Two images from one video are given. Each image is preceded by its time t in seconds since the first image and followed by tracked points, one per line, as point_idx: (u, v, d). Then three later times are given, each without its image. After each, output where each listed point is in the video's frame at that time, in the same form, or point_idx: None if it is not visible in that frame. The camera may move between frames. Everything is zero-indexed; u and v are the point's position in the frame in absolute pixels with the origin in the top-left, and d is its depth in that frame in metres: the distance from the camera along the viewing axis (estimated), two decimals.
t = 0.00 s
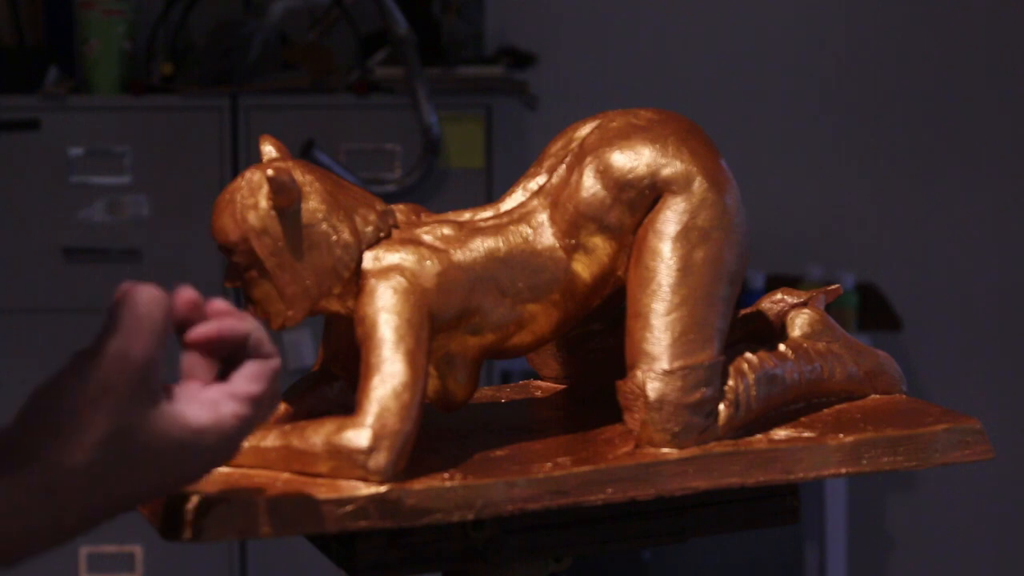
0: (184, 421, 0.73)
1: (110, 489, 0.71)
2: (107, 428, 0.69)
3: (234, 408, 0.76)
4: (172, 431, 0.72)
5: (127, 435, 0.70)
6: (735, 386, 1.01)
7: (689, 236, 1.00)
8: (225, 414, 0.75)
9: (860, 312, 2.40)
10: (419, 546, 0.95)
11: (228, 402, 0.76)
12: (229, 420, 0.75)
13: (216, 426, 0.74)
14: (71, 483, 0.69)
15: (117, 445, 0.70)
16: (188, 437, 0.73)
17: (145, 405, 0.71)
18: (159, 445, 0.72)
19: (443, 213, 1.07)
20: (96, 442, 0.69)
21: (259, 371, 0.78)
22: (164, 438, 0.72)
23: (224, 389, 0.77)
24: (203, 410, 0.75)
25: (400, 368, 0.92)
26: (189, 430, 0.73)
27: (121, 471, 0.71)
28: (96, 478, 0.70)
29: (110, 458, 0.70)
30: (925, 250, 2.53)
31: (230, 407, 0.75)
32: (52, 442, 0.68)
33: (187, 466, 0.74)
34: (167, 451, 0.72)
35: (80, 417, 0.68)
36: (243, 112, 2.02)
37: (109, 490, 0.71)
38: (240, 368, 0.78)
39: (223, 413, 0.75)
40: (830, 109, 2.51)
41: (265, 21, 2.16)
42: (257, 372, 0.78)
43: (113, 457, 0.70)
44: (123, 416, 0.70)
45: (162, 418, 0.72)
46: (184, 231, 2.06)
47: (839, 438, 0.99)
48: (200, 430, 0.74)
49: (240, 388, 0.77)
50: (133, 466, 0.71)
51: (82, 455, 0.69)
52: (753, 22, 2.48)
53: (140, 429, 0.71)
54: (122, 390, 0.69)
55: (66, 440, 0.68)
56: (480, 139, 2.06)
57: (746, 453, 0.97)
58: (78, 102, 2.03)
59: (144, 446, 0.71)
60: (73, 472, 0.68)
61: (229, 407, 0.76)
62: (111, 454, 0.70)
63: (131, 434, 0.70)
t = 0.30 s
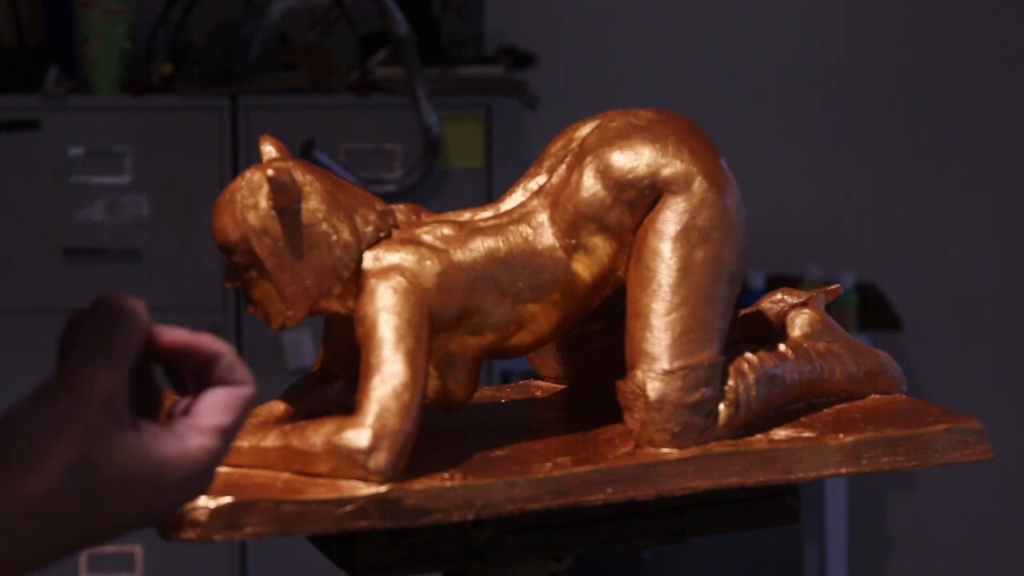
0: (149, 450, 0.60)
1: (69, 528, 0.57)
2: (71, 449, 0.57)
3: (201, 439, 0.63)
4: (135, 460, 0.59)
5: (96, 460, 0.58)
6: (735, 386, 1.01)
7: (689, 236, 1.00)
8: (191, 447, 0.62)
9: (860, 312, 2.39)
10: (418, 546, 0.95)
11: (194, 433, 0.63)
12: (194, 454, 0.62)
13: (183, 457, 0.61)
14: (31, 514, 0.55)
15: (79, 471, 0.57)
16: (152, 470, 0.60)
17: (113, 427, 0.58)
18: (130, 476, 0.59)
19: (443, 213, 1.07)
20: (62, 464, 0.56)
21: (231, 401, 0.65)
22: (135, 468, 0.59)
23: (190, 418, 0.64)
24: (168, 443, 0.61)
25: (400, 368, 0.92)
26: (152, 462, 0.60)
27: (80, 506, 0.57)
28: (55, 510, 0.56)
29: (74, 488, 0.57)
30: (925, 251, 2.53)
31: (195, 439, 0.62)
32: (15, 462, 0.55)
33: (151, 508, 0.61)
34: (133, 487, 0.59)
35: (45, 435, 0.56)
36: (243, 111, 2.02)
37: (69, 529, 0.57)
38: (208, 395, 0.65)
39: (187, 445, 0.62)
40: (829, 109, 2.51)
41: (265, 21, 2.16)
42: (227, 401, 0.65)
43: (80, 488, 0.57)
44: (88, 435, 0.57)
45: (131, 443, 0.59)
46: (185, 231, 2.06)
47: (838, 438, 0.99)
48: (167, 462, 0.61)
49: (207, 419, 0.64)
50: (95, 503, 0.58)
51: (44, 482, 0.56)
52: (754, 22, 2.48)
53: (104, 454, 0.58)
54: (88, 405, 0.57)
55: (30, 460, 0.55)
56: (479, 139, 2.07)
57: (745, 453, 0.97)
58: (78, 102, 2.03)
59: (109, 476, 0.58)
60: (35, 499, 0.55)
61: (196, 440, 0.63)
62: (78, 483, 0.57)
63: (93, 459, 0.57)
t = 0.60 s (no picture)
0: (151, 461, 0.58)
1: (79, 536, 0.56)
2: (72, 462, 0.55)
3: (203, 448, 0.61)
4: (137, 473, 0.57)
5: (99, 472, 0.56)
6: (735, 386, 1.01)
7: (689, 236, 1.00)
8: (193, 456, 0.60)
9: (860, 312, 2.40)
10: (418, 546, 0.95)
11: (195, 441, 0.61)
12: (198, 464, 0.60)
13: (188, 467, 0.59)
14: (33, 530, 0.54)
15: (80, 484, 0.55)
16: (156, 482, 0.58)
17: (114, 438, 0.57)
18: (133, 487, 0.57)
19: (443, 213, 1.07)
20: (65, 478, 0.55)
21: (226, 403, 0.63)
22: (137, 479, 0.57)
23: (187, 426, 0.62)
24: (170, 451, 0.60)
25: (400, 368, 0.92)
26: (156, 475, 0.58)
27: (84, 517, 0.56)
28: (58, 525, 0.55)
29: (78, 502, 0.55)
30: (925, 251, 2.53)
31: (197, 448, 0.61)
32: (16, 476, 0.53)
33: (156, 519, 0.59)
34: (138, 497, 0.58)
35: (43, 447, 0.55)
36: (243, 111, 2.02)
37: (75, 542, 0.56)
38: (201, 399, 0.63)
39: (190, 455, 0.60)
40: (829, 109, 2.50)
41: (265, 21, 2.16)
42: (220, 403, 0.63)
43: (85, 500, 0.56)
44: (89, 446, 0.56)
45: (133, 453, 0.57)
46: (184, 231, 2.06)
47: (838, 438, 0.99)
48: (171, 472, 0.59)
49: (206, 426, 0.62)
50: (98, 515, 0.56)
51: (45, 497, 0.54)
52: (754, 22, 2.48)
53: (106, 467, 0.56)
54: (87, 415, 0.56)
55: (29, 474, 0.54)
56: (479, 139, 2.07)
57: (745, 453, 0.97)
58: (77, 102, 2.03)
59: (112, 488, 0.57)
60: (36, 515, 0.54)
61: (196, 448, 0.61)
62: (81, 496, 0.55)
63: (93, 472, 0.56)
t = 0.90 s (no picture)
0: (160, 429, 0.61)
1: (88, 515, 0.58)
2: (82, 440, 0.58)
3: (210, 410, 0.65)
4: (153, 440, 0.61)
5: (104, 452, 0.58)
6: (735, 386, 1.01)
7: (689, 236, 1.00)
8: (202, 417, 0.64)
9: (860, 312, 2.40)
10: (418, 546, 0.95)
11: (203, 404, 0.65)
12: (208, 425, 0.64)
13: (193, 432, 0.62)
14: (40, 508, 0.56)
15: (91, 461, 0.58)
16: (171, 449, 0.61)
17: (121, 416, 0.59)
18: (141, 462, 0.60)
19: (443, 213, 1.07)
20: (70, 460, 0.57)
21: (222, 364, 0.66)
22: (144, 455, 0.60)
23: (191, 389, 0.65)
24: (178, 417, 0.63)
25: (400, 368, 0.92)
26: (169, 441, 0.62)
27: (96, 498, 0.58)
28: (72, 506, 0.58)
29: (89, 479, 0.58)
30: (925, 251, 2.53)
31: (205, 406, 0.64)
32: (23, 465, 0.56)
33: (165, 488, 0.62)
34: (145, 469, 0.60)
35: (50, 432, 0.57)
36: (243, 111, 2.02)
37: (83, 522, 0.58)
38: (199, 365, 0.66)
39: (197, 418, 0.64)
40: (829, 109, 2.51)
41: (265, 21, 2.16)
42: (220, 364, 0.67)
43: (91, 476, 0.58)
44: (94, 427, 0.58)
45: (139, 426, 0.60)
46: (185, 231, 2.06)
47: (839, 438, 0.99)
48: (179, 438, 0.62)
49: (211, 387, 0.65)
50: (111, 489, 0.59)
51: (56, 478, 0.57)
52: (754, 22, 2.48)
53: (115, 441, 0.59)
54: (89, 397, 0.58)
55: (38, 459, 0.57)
56: (479, 139, 2.07)
57: (745, 453, 0.97)
58: (78, 102, 2.03)
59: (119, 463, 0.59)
60: (43, 501, 0.56)
61: (203, 413, 0.64)
62: (89, 478, 0.58)
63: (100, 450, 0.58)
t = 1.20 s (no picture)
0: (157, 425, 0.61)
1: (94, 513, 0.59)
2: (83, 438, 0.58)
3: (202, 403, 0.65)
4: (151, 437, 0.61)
5: (103, 452, 0.58)
6: (735, 386, 1.01)
7: (689, 236, 1.00)
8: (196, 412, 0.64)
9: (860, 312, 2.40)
10: (418, 545, 0.95)
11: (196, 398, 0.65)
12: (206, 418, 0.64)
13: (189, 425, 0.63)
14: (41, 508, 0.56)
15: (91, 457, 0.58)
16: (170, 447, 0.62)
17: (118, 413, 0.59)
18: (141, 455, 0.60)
19: (443, 213, 1.07)
20: (70, 460, 0.57)
21: (212, 355, 0.66)
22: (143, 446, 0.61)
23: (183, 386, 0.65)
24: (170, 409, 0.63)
25: (400, 368, 0.92)
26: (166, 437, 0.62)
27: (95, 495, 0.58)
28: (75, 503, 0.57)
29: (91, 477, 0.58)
30: (925, 250, 2.53)
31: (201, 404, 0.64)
32: (23, 465, 0.56)
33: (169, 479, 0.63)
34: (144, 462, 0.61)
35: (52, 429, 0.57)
36: (243, 111, 2.02)
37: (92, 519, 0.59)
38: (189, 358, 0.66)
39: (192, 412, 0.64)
40: (829, 108, 2.51)
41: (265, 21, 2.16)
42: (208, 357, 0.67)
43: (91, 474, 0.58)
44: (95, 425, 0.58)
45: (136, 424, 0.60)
46: (184, 230, 2.06)
47: (839, 438, 0.99)
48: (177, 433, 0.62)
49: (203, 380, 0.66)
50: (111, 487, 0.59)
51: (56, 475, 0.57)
52: (754, 22, 2.48)
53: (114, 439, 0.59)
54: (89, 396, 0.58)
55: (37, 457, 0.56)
56: (479, 138, 2.07)
57: (745, 453, 0.97)
58: (77, 102, 2.04)
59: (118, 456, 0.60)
60: (43, 501, 0.56)
61: (197, 405, 0.64)
62: (89, 478, 0.58)
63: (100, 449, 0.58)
